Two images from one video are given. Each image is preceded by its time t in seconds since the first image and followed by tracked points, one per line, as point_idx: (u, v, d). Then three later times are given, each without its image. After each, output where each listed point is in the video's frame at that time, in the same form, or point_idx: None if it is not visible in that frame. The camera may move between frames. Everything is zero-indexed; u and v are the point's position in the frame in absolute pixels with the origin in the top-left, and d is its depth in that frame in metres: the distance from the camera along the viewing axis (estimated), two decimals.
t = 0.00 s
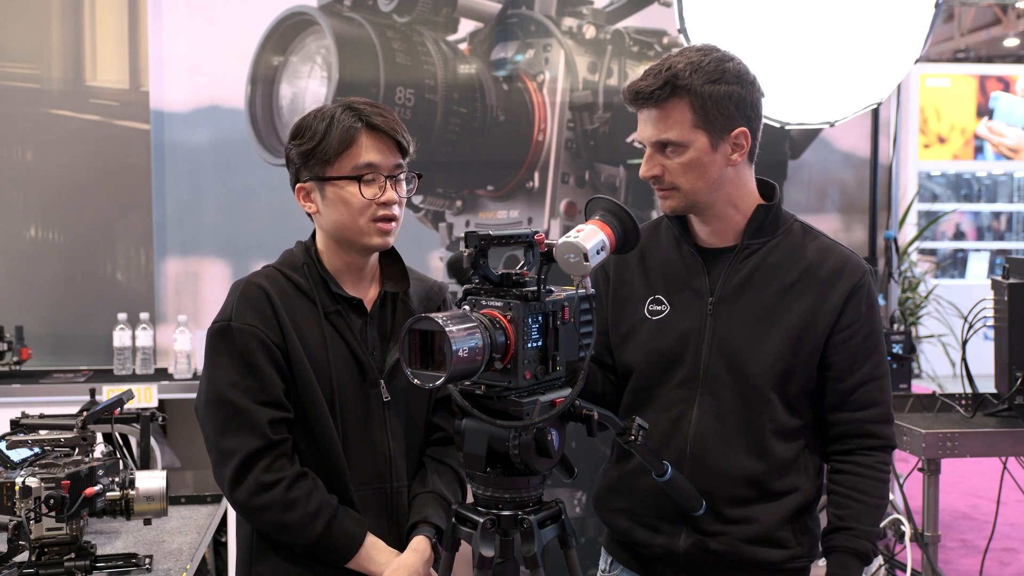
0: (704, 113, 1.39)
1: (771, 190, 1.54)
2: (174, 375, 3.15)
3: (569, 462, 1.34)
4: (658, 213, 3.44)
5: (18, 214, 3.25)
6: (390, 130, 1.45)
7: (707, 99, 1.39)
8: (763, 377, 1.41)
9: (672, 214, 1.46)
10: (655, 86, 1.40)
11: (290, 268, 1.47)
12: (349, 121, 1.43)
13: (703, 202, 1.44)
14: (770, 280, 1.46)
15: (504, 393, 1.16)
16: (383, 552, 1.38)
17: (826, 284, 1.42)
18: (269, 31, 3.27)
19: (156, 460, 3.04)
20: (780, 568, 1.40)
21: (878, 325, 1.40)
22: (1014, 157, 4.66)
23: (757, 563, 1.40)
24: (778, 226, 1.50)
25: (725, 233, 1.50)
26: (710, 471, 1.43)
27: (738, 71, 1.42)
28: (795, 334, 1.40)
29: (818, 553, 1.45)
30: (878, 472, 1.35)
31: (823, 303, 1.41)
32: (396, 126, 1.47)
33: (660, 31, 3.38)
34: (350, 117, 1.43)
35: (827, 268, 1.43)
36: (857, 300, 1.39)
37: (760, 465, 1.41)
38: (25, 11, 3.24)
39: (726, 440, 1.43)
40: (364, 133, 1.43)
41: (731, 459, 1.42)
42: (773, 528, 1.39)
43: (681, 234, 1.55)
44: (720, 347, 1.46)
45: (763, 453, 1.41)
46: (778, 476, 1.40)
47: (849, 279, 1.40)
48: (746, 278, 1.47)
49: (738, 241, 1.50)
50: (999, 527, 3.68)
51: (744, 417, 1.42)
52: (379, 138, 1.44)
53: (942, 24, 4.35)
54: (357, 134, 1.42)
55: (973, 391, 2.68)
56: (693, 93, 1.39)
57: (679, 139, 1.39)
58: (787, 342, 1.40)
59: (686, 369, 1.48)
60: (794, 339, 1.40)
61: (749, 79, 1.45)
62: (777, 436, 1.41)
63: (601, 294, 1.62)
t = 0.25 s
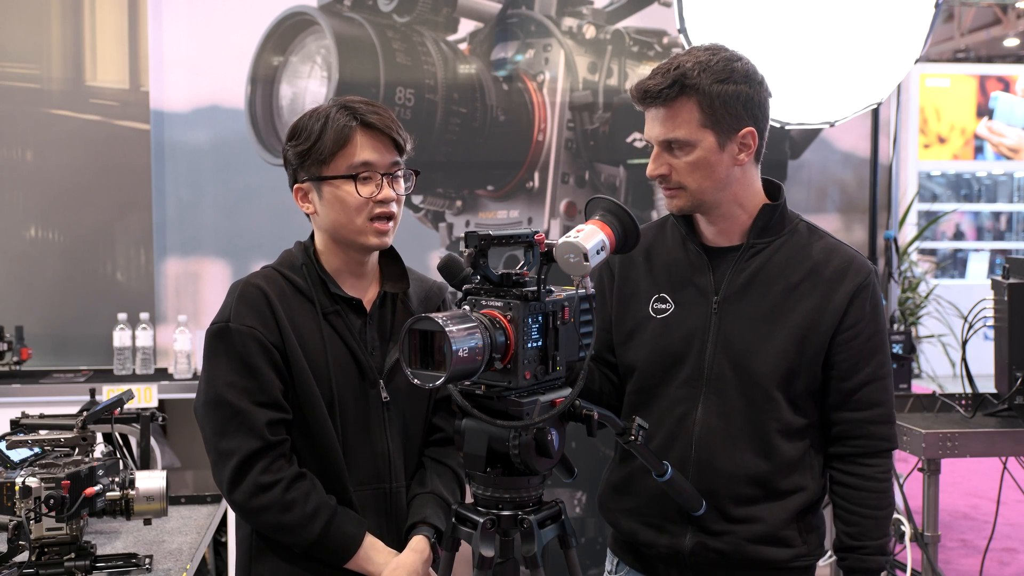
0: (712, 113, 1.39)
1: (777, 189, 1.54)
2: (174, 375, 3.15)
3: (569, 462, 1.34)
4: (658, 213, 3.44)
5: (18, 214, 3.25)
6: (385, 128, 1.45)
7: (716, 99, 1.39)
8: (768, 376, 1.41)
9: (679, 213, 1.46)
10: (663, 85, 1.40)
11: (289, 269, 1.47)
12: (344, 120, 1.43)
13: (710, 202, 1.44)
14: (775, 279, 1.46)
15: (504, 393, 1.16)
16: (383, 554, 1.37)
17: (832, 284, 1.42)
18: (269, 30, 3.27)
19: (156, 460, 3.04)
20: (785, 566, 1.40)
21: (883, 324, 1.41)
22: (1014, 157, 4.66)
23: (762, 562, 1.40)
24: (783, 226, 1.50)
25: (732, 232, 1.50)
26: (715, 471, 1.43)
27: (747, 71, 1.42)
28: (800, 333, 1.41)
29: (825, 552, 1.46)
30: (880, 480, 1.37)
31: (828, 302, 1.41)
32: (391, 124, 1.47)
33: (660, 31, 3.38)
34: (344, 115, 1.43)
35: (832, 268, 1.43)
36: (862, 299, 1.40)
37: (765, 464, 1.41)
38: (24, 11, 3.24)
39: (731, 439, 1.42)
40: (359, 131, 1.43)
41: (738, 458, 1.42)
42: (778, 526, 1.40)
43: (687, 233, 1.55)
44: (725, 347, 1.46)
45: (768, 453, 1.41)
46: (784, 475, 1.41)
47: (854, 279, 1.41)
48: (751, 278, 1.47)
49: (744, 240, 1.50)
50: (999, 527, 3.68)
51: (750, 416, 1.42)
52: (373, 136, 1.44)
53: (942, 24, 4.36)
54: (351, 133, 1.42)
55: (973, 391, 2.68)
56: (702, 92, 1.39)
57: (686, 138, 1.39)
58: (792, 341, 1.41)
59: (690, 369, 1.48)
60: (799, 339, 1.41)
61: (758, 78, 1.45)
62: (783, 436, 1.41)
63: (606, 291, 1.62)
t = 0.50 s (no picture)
0: (718, 113, 1.39)
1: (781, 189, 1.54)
2: (175, 375, 3.15)
3: (569, 462, 1.34)
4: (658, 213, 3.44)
5: (18, 214, 3.25)
6: (385, 129, 1.45)
7: (721, 99, 1.39)
8: (771, 376, 1.41)
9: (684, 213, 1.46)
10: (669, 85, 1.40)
11: (288, 269, 1.47)
12: (344, 121, 1.43)
13: (715, 202, 1.44)
14: (779, 279, 1.46)
15: (504, 393, 1.16)
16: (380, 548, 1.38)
17: (837, 283, 1.42)
18: (269, 30, 3.27)
19: (156, 460, 3.04)
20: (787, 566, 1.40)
21: (886, 324, 1.41)
22: (1014, 157, 4.67)
23: (765, 562, 1.40)
24: (788, 226, 1.50)
25: (736, 233, 1.50)
26: (718, 471, 1.43)
27: (753, 71, 1.43)
28: (804, 333, 1.41)
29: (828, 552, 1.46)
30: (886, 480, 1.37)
31: (833, 302, 1.41)
32: (392, 124, 1.46)
33: (660, 31, 3.38)
34: (345, 116, 1.43)
35: (837, 267, 1.43)
36: (866, 300, 1.40)
37: (768, 464, 1.41)
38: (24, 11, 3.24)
39: (734, 439, 1.42)
40: (359, 133, 1.43)
41: (741, 458, 1.42)
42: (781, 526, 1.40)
43: (691, 233, 1.55)
44: (728, 346, 1.46)
45: (771, 452, 1.41)
46: (787, 475, 1.41)
47: (859, 279, 1.41)
48: (755, 278, 1.47)
49: (748, 240, 1.50)
50: (1000, 527, 3.68)
51: (753, 416, 1.42)
52: (374, 137, 1.44)
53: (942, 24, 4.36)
54: (352, 134, 1.42)
55: (973, 391, 2.68)
56: (708, 92, 1.39)
57: (692, 139, 1.39)
58: (796, 341, 1.41)
59: (693, 368, 1.47)
60: (804, 339, 1.41)
61: (763, 79, 1.46)
62: (786, 436, 1.41)
63: (610, 291, 1.62)
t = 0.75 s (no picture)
0: (722, 114, 1.39)
1: (784, 190, 1.54)
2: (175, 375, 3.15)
3: (570, 462, 1.35)
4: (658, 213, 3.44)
5: (18, 214, 3.25)
6: (390, 126, 1.39)
7: (725, 99, 1.39)
8: (772, 376, 1.41)
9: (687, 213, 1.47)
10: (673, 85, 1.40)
11: (287, 270, 1.41)
12: (348, 118, 1.36)
13: (718, 202, 1.45)
14: (781, 280, 1.46)
15: (504, 393, 1.16)
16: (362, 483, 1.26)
17: (839, 283, 1.42)
18: (269, 31, 3.28)
19: (156, 460, 3.03)
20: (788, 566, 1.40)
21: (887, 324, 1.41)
22: (1014, 157, 4.67)
23: (765, 563, 1.40)
24: (790, 227, 1.50)
25: (739, 233, 1.50)
26: (719, 471, 1.42)
27: (757, 72, 1.43)
28: (806, 333, 1.41)
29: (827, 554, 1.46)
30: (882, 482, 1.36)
31: (834, 302, 1.41)
32: (396, 123, 1.40)
33: (660, 31, 3.38)
34: (348, 113, 1.37)
35: (838, 268, 1.43)
36: (868, 301, 1.40)
37: (769, 464, 1.41)
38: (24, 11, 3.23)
39: (735, 439, 1.42)
40: (363, 130, 1.37)
41: (742, 458, 1.42)
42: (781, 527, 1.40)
43: (694, 233, 1.55)
44: (730, 347, 1.46)
45: (772, 453, 1.41)
46: (788, 475, 1.41)
47: (860, 279, 1.41)
48: (757, 278, 1.47)
49: (750, 240, 1.50)
50: (1000, 527, 3.68)
51: (754, 416, 1.42)
52: (378, 135, 1.38)
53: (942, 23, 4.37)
54: (356, 131, 1.36)
55: (973, 391, 2.68)
56: (712, 92, 1.40)
57: (696, 139, 1.40)
58: (798, 341, 1.41)
59: (694, 368, 1.48)
60: (804, 340, 1.41)
61: (766, 79, 1.46)
62: (786, 436, 1.41)
63: (612, 291, 1.62)
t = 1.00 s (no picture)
0: (724, 114, 1.39)
1: (785, 191, 1.54)
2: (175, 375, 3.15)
3: (569, 462, 1.34)
4: (658, 213, 3.45)
5: (18, 214, 3.25)
6: (393, 130, 1.36)
7: (728, 99, 1.40)
8: (771, 376, 1.41)
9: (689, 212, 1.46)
10: (676, 84, 1.40)
11: (286, 270, 1.40)
12: (350, 120, 1.34)
13: (720, 202, 1.45)
14: (781, 280, 1.46)
15: (504, 393, 1.16)
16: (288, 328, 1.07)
17: (839, 285, 1.42)
18: (269, 31, 3.28)
19: (156, 460, 3.03)
20: (786, 566, 1.40)
21: (887, 326, 1.41)
22: (1014, 157, 4.67)
23: (764, 563, 1.40)
24: (792, 228, 1.50)
25: (740, 233, 1.50)
26: (719, 472, 1.42)
27: (760, 72, 1.43)
28: (805, 334, 1.41)
29: (824, 554, 1.46)
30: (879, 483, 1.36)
31: (835, 303, 1.41)
32: (399, 126, 1.38)
33: (660, 32, 3.39)
34: (351, 115, 1.34)
35: (839, 269, 1.44)
36: (868, 302, 1.40)
37: (768, 464, 1.41)
38: (24, 11, 3.23)
39: (734, 439, 1.42)
40: (366, 132, 1.34)
41: (741, 459, 1.42)
42: (780, 528, 1.40)
43: (695, 233, 1.55)
44: (729, 347, 1.46)
45: (771, 453, 1.41)
46: (787, 476, 1.41)
47: (861, 281, 1.41)
48: (758, 278, 1.47)
49: (750, 241, 1.50)
50: (1000, 527, 3.67)
51: (753, 416, 1.42)
52: (381, 138, 1.35)
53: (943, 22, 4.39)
54: (359, 133, 1.33)
55: (973, 391, 2.68)
56: (715, 92, 1.40)
57: (698, 138, 1.40)
58: (798, 342, 1.41)
59: (694, 368, 1.47)
60: (803, 341, 1.41)
61: (769, 79, 1.46)
62: (786, 436, 1.41)
63: (613, 290, 1.62)
